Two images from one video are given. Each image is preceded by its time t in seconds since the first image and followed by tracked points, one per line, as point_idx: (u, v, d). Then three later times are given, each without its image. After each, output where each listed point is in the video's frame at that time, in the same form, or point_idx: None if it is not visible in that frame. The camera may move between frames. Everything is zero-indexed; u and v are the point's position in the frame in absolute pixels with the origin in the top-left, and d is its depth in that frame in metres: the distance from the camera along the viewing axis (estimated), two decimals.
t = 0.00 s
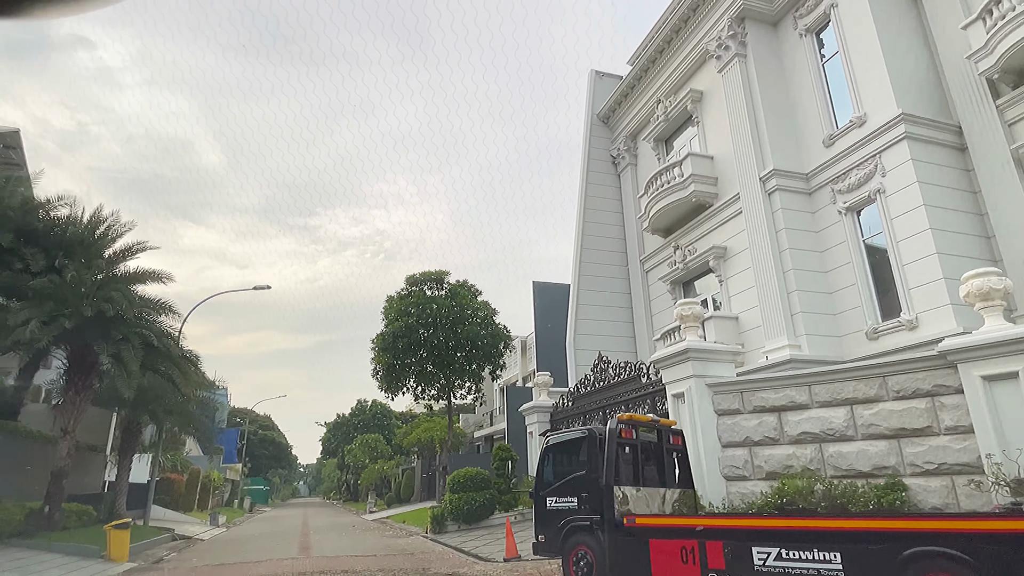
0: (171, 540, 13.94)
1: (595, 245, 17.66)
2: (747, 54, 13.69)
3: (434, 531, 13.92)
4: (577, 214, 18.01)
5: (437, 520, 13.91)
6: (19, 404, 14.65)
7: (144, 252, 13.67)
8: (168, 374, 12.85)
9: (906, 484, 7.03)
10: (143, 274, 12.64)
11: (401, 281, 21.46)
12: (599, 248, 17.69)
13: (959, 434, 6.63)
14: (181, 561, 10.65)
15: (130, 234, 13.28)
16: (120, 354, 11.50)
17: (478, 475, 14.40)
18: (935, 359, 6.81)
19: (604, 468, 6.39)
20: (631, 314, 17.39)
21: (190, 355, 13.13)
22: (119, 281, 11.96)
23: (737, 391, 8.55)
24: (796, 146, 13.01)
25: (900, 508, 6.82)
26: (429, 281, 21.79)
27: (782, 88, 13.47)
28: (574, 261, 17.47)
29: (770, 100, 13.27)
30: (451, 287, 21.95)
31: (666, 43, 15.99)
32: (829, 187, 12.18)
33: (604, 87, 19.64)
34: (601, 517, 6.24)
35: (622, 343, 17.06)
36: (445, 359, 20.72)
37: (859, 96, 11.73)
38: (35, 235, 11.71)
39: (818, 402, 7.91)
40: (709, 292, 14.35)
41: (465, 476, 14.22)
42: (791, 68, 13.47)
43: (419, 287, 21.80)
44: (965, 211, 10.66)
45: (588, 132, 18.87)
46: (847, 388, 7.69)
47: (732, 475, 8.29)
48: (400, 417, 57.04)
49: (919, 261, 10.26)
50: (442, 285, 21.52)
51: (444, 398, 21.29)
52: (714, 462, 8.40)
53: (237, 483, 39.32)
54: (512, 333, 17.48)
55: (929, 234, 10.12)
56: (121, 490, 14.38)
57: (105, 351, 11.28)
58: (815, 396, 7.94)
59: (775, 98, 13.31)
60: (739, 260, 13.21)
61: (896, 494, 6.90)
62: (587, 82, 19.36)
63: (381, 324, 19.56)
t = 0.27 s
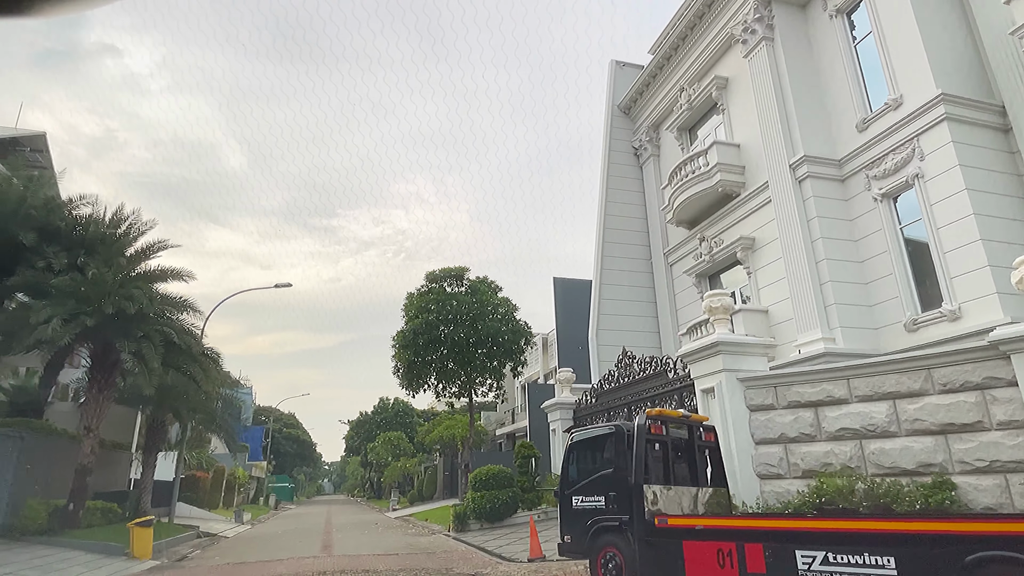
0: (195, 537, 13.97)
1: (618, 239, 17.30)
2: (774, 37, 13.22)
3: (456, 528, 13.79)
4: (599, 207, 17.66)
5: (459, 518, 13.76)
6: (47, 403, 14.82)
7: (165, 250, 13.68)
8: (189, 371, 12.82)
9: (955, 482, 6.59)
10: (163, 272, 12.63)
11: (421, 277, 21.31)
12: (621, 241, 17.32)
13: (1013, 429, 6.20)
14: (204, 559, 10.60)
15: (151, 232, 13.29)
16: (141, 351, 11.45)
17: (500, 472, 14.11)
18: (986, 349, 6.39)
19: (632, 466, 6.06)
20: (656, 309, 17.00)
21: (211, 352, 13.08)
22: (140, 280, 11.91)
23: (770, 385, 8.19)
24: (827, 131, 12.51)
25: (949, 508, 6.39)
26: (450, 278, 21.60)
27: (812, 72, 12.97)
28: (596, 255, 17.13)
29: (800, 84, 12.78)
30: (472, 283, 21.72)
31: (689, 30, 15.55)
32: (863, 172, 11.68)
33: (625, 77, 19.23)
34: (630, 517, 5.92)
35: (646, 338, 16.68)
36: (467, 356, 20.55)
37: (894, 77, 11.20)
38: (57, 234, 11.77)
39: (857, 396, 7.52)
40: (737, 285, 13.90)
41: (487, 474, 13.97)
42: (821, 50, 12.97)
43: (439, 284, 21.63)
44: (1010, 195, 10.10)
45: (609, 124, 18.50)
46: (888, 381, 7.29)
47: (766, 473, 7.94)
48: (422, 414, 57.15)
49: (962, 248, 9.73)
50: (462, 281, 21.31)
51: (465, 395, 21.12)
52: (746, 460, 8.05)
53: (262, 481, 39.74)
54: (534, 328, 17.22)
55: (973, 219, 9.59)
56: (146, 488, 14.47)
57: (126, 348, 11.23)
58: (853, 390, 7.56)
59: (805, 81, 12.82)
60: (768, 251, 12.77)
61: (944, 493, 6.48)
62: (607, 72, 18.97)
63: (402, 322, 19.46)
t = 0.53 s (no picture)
0: (220, 535, 13.97)
1: (642, 231, 16.89)
2: (805, 18, 12.70)
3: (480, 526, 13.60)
4: (622, 199, 17.27)
5: (483, 516, 13.54)
6: (75, 401, 14.97)
7: (187, 248, 13.69)
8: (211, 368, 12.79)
9: (1013, 481, 6.11)
10: (184, 269, 12.62)
11: (442, 274, 21.12)
12: (646, 233, 16.91)
13: None
14: (227, 557, 10.53)
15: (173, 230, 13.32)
16: (163, 348, 11.43)
17: (524, 470, 13.81)
18: None
19: (665, 464, 5.72)
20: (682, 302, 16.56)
21: (232, 349, 13.03)
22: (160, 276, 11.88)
23: (808, 379, 7.78)
24: (863, 114, 11.97)
25: (1008, 509, 5.86)
26: (470, 274, 21.36)
27: (845, 52, 12.41)
28: (620, 248, 16.75)
29: (833, 66, 12.25)
30: (493, 279, 21.45)
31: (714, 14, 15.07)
32: (902, 156, 11.13)
33: (648, 66, 18.78)
34: (663, 518, 5.60)
35: (673, 333, 16.27)
36: (489, 353, 20.33)
37: (935, 54, 10.63)
38: (80, 232, 11.83)
39: (903, 390, 7.08)
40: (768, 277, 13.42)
41: (511, 472, 13.69)
42: (854, 30, 12.41)
43: (460, 280, 21.42)
44: None
45: (632, 114, 18.08)
46: (937, 373, 6.85)
47: (805, 471, 7.54)
48: (445, 412, 57.21)
49: (1012, 232, 9.16)
50: (483, 277, 21.05)
51: (488, 392, 20.93)
52: (784, 457, 7.67)
53: (288, 478, 40.10)
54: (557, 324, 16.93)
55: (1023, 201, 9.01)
56: (172, 485, 14.54)
57: (149, 345, 11.21)
58: (899, 383, 7.12)
59: (838, 62, 12.27)
60: (801, 240, 12.28)
61: (1002, 493, 5.94)
62: (629, 61, 18.54)
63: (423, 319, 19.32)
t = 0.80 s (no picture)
0: (246, 532, 13.95)
1: (669, 222, 16.44)
2: None
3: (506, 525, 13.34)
4: (648, 189, 16.83)
5: (510, 515, 13.27)
6: (104, 399, 15.12)
7: (209, 245, 13.67)
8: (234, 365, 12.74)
9: None
10: (207, 266, 12.59)
11: (464, 270, 20.90)
12: (673, 224, 16.45)
13: None
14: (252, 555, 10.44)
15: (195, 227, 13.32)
16: (185, 345, 11.38)
17: (551, 468, 13.47)
18: None
19: (705, 462, 5.36)
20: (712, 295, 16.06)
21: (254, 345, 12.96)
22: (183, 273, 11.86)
23: (853, 371, 7.32)
24: (903, 93, 11.36)
25: None
26: (493, 269, 21.07)
27: (883, 29, 11.80)
28: (646, 240, 16.33)
29: (870, 43, 11.65)
30: (516, 274, 21.15)
31: None
32: (947, 136, 10.52)
33: (673, 53, 18.27)
34: (703, 519, 5.23)
35: (703, 326, 15.78)
36: (512, 349, 20.07)
37: (982, 26, 10.00)
38: (103, 231, 11.86)
39: (958, 382, 6.60)
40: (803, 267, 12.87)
41: (538, 470, 13.39)
42: (893, 5, 11.80)
43: (482, 276, 21.17)
44: None
45: (657, 102, 17.61)
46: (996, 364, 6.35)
47: (851, 469, 7.09)
48: (470, 410, 57.20)
49: None
50: (506, 272, 20.75)
51: (512, 388, 20.67)
52: (828, 453, 7.25)
53: (315, 476, 40.41)
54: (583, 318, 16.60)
55: None
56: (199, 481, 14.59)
57: (171, 343, 11.16)
58: (954, 375, 6.64)
59: (876, 40, 11.67)
60: (839, 228, 11.74)
61: None
62: (653, 49, 18.06)
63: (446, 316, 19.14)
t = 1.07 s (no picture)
0: (273, 531, 13.87)
1: (699, 212, 15.92)
2: None
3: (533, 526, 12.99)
4: (676, 179, 16.33)
5: (537, 514, 12.93)
6: (132, 397, 15.22)
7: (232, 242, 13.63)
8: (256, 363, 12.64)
9: None
10: (229, 262, 12.54)
11: (487, 265, 20.64)
12: (703, 214, 15.92)
13: None
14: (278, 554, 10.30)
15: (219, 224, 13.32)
16: (207, 341, 11.29)
17: (579, 466, 13.16)
18: None
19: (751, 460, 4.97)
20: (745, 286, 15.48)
21: (277, 341, 12.86)
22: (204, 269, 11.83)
23: (906, 361, 6.79)
24: (950, 68, 10.69)
25: None
26: (516, 264, 20.77)
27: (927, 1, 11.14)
28: (675, 230, 15.84)
29: (913, 16, 11.00)
30: (540, 269, 20.80)
31: None
32: (1000, 112, 9.84)
33: (700, 38, 17.71)
34: (749, 521, 4.83)
35: (735, 319, 15.23)
36: (538, 345, 19.73)
37: None
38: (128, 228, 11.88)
39: None
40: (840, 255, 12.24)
41: (566, 468, 13.08)
42: None
43: (506, 271, 20.88)
44: None
45: (684, 89, 17.08)
46: None
47: (904, 467, 6.55)
48: (495, 408, 57.01)
49: None
50: (530, 267, 20.42)
51: (538, 385, 20.33)
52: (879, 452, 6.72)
53: (342, 474, 40.63)
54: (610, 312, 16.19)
55: None
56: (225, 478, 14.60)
57: (194, 339, 11.08)
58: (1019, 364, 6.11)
59: (919, 12, 11.01)
60: (881, 213, 11.13)
61: None
62: (679, 34, 17.52)
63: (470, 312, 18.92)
